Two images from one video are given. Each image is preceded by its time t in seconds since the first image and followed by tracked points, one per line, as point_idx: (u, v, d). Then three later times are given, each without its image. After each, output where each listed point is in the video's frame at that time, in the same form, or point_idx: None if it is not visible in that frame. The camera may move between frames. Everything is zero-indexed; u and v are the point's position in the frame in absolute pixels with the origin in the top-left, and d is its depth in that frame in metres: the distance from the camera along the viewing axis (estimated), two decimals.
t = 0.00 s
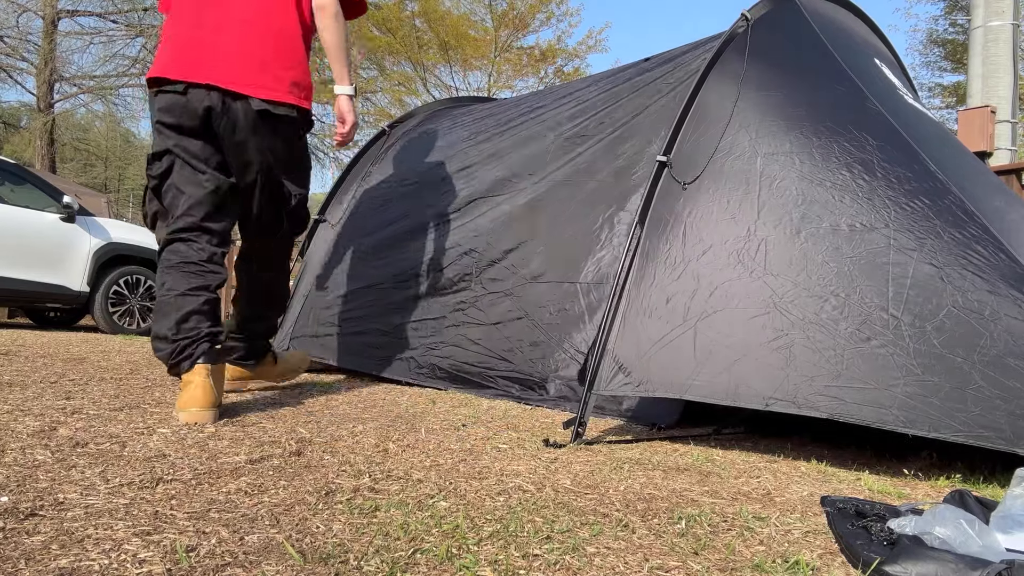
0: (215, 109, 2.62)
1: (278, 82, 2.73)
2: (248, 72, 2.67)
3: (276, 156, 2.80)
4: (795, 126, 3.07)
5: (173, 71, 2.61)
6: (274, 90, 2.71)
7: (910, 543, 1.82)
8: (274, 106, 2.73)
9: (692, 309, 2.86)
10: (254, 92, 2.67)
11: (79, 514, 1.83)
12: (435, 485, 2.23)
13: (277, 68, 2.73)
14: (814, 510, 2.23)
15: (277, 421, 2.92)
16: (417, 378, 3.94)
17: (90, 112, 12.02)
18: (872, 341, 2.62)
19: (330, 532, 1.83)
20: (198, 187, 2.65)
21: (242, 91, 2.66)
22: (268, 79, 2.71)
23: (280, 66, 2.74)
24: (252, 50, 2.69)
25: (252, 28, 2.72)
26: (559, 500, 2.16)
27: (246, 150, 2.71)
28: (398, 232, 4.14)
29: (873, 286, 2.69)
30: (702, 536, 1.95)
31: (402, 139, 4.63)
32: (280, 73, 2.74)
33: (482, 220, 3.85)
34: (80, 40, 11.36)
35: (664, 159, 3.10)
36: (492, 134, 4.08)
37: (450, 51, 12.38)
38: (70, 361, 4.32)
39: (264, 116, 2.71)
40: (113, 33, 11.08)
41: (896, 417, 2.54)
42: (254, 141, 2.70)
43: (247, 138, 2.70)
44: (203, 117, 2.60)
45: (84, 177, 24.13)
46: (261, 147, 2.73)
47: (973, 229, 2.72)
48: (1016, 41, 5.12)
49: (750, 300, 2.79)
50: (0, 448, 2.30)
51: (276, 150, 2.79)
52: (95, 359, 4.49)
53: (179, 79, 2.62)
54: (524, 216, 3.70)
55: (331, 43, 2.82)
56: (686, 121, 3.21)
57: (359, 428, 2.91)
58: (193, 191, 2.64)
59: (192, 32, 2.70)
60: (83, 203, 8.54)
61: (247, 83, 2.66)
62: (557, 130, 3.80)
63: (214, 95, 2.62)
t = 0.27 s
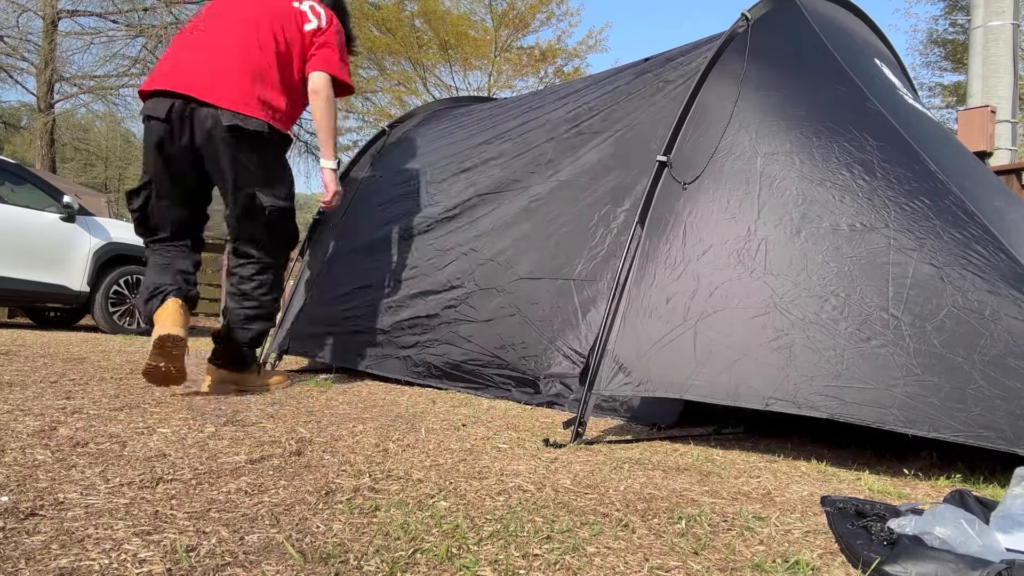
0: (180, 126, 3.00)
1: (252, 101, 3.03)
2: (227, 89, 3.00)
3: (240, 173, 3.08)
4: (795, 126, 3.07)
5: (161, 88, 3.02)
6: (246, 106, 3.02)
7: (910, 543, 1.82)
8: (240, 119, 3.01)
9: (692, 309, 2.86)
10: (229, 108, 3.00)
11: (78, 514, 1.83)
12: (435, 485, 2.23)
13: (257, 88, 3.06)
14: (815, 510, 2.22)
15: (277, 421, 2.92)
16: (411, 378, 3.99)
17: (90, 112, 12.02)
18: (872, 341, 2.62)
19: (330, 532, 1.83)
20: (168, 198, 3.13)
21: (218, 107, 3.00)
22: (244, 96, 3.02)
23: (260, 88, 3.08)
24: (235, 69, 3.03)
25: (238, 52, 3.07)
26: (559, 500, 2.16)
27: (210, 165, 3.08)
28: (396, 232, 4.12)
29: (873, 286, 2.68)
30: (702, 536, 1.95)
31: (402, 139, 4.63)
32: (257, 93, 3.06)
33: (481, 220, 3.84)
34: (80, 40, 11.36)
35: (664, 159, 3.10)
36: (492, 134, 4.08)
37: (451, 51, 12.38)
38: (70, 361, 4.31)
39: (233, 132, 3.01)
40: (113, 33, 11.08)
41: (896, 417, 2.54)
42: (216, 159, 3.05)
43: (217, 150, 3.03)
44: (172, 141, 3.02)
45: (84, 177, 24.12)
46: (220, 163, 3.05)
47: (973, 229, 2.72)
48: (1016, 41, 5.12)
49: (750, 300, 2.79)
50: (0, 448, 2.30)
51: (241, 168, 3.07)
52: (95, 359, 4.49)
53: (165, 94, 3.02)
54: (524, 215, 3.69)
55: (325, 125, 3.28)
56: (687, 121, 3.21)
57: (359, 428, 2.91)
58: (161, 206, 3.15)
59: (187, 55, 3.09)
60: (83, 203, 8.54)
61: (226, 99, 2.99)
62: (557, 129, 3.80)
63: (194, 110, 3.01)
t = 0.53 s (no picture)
0: (141, 122, 3.32)
1: (216, 92, 3.24)
2: (198, 81, 3.26)
3: (197, 164, 3.21)
4: (794, 126, 3.07)
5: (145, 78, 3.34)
6: (207, 94, 3.22)
7: (910, 543, 1.82)
8: (199, 105, 3.20)
9: (691, 309, 2.86)
10: (194, 96, 3.22)
11: (79, 514, 1.83)
12: (435, 485, 2.24)
13: (225, 83, 3.29)
14: (815, 510, 2.23)
15: (277, 421, 2.93)
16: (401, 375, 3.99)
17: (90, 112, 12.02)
18: (872, 341, 2.62)
19: (330, 532, 1.83)
20: (149, 203, 3.58)
21: (185, 94, 3.23)
22: (211, 89, 3.25)
23: (227, 85, 3.29)
24: (211, 67, 3.31)
25: (219, 55, 3.38)
26: (559, 500, 2.16)
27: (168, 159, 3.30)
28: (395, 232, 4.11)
29: (873, 286, 2.68)
30: (702, 536, 1.95)
31: (401, 139, 4.63)
32: (223, 87, 3.27)
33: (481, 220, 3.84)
34: (80, 41, 11.35)
35: (664, 159, 3.10)
36: (492, 134, 4.09)
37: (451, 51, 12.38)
38: (70, 361, 4.32)
39: (186, 119, 3.19)
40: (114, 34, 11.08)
41: (895, 417, 2.54)
42: (172, 151, 3.23)
43: (172, 131, 3.21)
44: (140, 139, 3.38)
45: (84, 177, 24.13)
46: (175, 154, 3.24)
47: (973, 229, 2.72)
48: (1016, 41, 5.12)
49: (750, 300, 2.79)
50: (1, 448, 2.31)
51: (197, 161, 3.21)
52: (95, 359, 4.49)
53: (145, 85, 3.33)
54: (524, 215, 3.69)
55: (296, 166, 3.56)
56: (687, 121, 3.21)
57: (359, 428, 2.91)
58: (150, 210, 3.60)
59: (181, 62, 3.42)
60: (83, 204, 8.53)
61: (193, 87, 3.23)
62: (556, 129, 3.80)
63: (162, 101, 3.27)
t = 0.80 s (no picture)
0: (117, 140, 3.46)
1: (182, 107, 3.34)
2: (171, 98, 3.38)
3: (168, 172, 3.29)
4: (794, 126, 3.07)
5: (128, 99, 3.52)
6: (174, 108, 3.32)
7: (910, 543, 1.82)
8: (165, 117, 3.31)
9: (691, 309, 2.86)
10: (163, 111, 3.33)
11: (79, 514, 1.83)
12: (435, 485, 2.23)
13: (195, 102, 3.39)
14: (815, 510, 2.22)
15: (277, 421, 2.93)
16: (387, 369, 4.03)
17: (90, 112, 12.01)
18: (872, 341, 2.62)
19: (330, 532, 1.83)
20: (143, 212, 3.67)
21: (155, 109, 3.34)
22: (181, 104, 3.35)
23: (200, 105, 3.38)
24: (188, 91, 3.44)
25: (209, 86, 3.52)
26: (559, 500, 2.16)
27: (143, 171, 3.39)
28: (392, 230, 4.10)
29: (873, 286, 2.68)
30: (702, 536, 1.95)
31: (401, 138, 4.62)
32: (192, 105, 3.36)
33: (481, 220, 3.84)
34: (80, 41, 11.34)
35: (664, 159, 3.10)
36: (492, 134, 4.09)
37: (450, 51, 12.38)
38: (71, 361, 4.31)
39: (150, 128, 3.29)
40: (113, 33, 11.07)
41: (896, 417, 2.54)
42: (144, 161, 3.32)
43: (138, 142, 3.32)
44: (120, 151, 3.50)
45: (84, 177, 24.12)
46: (146, 165, 3.33)
47: (973, 229, 2.72)
48: (1016, 41, 5.12)
49: (750, 300, 2.79)
50: (0, 448, 2.30)
51: (171, 168, 3.29)
52: (95, 359, 4.49)
53: (127, 105, 3.50)
54: (523, 215, 3.69)
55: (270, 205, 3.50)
56: (686, 121, 3.21)
57: (358, 428, 2.91)
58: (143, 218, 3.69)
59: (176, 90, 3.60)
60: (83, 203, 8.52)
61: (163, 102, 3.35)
62: (556, 129, 3.80)
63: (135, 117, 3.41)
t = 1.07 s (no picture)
0: (114, 142, 3.46)
1: (181, 109, 3.35)
2: (169, 101, 3.40)
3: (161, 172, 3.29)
4: (794, 127, 3.07)
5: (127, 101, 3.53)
6: (172, 110, 3.34)
7: (910, 543, 1.82)
8: (163, 118, 3.32)
9: (691, 310, 2.86)
10: (161, 112, 3.35)
11: (78, 514, 1.83)
12: (435, 485, 2.24)
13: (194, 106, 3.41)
14: (815, 510, 2.23)
15: (276, 421, 2.93)
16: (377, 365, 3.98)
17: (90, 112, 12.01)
18: (872, 341, 2.62)
19: (330, 532, 1.83)
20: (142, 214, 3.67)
21: (153, 110, 3.36)
22: (179, 107, 3.37)
23: (200, 111, 3.40)
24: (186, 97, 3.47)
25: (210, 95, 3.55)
26: (559, 500, 2.16)
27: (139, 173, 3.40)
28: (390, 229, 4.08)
29: (873, 286, 2.68)
30: (702, 536, 1.95)
31: (401, 138, 4.63)
32: (191, 109, 3.38)
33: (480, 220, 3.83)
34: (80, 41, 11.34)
35: (664, 159, 3.10)
36: (492, 134, 4.09)
37: (450, 51, 12.37)
38: (71, 361, 4.31)
39: (147, 128, 3.30)
40: (113, 34, 11.07)
41: (895, 418, 2.54)
42: (139, 161, 3.33)
43: (133, 142, 3.33)
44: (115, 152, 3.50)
45: (84, 177, 24.12)
46: (141, 166, 3.33)
47: (973, 229, 2.72)
48: (1016, 41, 5.12)
49: (750, 300, 2.79)
50: (0, 448, 2.31)
51: (164, 168, 3.29)
52: (95, 359, 4.49)
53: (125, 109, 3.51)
54: (523, 215, 3.69)
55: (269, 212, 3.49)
56: (686, 121, 3.21)
57: (359, 428, 2.91)
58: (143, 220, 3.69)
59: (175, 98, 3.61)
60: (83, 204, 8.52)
61: (162, 104, 3.37)
62: (556, 129, 3.80)
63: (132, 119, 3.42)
